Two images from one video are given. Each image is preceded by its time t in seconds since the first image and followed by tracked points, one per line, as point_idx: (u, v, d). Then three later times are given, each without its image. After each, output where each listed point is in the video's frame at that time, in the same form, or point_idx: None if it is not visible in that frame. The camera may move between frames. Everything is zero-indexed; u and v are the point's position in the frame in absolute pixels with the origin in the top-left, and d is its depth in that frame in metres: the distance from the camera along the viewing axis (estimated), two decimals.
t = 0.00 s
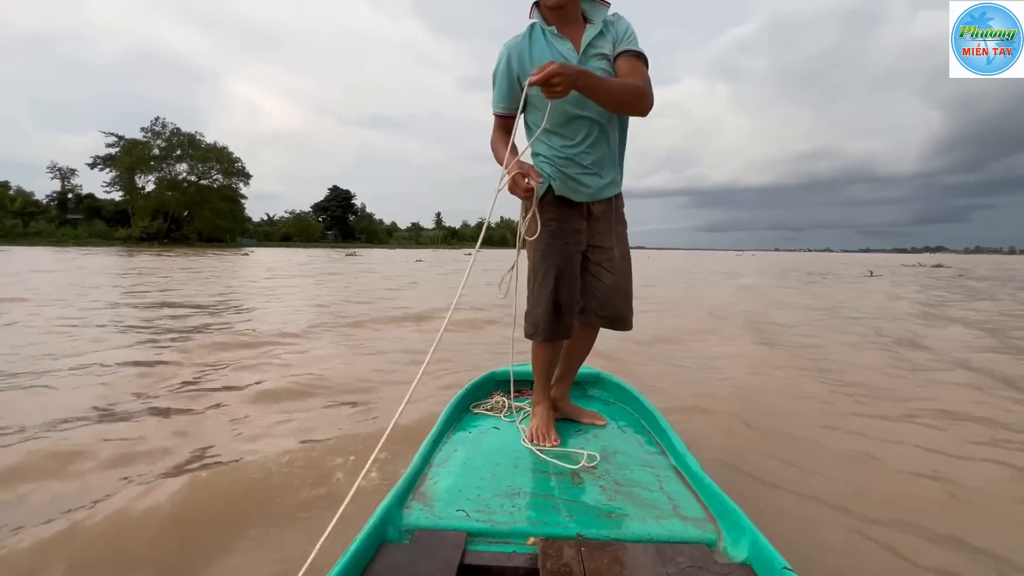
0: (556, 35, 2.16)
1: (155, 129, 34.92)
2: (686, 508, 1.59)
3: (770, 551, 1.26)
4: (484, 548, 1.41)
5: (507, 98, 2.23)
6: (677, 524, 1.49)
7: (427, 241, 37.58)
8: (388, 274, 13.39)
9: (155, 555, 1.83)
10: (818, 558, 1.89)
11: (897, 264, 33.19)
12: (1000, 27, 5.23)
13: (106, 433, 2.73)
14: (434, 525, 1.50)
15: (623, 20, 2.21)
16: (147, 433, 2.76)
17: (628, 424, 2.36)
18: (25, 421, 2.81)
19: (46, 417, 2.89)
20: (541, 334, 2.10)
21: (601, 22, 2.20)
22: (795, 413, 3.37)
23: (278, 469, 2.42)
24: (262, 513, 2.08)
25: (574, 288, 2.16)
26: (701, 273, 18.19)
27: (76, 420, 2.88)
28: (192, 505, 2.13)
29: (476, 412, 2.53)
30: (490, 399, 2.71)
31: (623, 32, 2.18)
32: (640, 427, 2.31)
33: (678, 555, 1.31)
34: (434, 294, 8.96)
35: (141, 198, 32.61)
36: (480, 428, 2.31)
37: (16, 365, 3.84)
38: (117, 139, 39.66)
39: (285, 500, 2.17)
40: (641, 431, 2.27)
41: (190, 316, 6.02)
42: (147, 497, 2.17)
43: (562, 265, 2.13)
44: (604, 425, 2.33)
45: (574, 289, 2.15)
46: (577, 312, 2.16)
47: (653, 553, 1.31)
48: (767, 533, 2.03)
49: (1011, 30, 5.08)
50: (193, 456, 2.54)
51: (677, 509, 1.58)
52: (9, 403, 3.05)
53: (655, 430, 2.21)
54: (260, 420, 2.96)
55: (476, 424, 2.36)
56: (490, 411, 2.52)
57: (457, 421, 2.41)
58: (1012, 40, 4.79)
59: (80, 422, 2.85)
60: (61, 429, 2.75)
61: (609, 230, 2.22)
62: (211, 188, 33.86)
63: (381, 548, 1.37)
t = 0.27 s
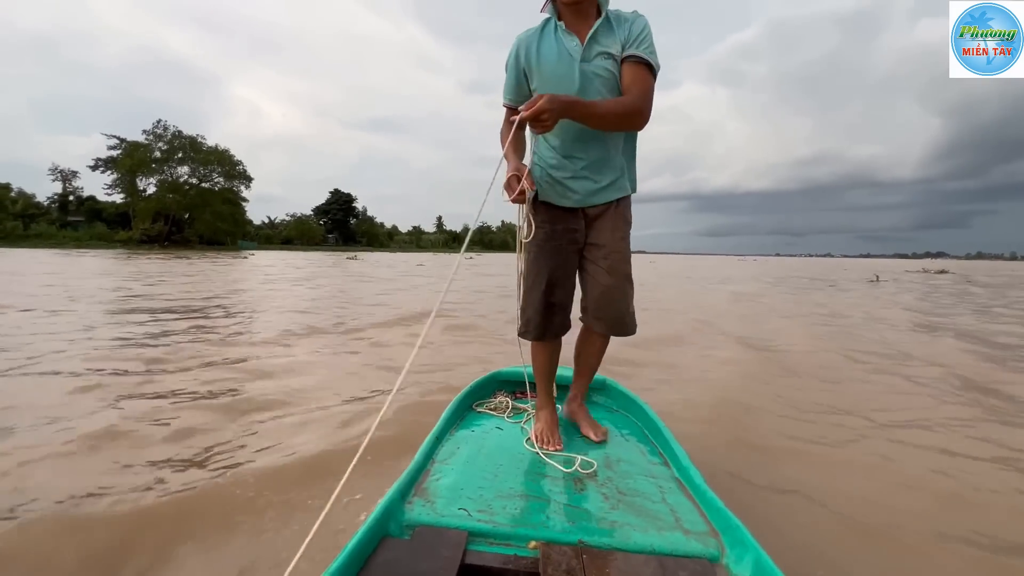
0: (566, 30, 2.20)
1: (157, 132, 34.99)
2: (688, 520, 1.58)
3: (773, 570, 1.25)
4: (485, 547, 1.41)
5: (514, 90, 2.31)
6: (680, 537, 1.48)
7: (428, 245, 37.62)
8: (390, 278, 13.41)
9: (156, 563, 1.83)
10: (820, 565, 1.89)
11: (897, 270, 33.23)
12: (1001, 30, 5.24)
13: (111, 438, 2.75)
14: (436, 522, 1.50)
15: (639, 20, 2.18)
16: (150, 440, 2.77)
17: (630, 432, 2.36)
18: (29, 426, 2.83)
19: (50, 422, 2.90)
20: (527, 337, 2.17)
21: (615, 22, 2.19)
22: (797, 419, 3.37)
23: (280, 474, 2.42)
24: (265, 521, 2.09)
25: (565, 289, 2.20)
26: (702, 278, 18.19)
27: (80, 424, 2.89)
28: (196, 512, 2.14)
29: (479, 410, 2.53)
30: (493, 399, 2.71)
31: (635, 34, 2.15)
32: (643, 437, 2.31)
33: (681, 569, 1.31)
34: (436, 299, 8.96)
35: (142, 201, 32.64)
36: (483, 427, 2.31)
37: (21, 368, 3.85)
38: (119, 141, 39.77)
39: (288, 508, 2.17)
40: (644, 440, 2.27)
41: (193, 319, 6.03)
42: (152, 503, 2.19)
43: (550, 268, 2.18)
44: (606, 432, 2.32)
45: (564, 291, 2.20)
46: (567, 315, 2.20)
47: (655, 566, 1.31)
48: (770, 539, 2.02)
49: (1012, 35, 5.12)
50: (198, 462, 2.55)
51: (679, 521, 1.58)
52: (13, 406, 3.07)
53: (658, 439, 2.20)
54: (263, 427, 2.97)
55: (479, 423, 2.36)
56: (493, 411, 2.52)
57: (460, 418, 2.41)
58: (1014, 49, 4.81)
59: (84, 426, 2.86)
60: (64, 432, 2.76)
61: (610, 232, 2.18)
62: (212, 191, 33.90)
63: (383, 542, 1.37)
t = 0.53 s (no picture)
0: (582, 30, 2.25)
1: (159, 133, 35.04)
2: (688, 525, 1.57)
3: None
4: (484, 543, 1.40)
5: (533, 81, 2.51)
6: (679, 541, 1.48)
7: (429, 248, 37.63)
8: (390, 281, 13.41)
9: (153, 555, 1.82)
10: (820, 566, 1.87)
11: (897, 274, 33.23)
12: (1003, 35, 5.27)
13: (110, 431, 2.74)
14: (436, 515, 1.49)
15: (654, 28, 2.12)
16: (148, 433, 2.76)
17: (630, 434, 2.35)
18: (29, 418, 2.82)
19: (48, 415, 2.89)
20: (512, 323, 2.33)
21: (629, 28, 2.16)
22: (797, 421, 3.36)
23: (278, 468, 2.41)
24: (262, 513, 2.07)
25: (550, 276, 2.29)
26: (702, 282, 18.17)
27: (78, 418, 2.88)
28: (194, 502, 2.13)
29: (479, 404, 2.52)
30: (493, 393, 2.70)
31: (642, 44, 2.11)
32: (643, 439, 2.30)
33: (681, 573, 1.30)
34: (436, 301, 8.96)
35: (143, 201, 32.64)
36: (483, 421, 2.30)
37: (20, 364, 3.84)
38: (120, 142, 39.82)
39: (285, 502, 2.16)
40: (644, 442, 2.26)
41: (193, 318, 6.02)
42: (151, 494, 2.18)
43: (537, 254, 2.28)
44: (606, 433, 2.32)
45: (550, 277, 2.28)
46: (551, 301, 2.28)
47: (654, 569, 1.30)
48: (770, 541, 2.01)
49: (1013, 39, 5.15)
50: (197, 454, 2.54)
51: (679, 526, 1.57)
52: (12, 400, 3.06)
53: (658, 442, 2.19)
54: (262, 421, 2.96)
55: (478, 418, 2.35)
56: (492, 406, 2.51)
57: (460, 412, 2.40)
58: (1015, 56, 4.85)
59: (82, 419, 2.85)
60: (62, 426, 2.75)
61: (598, 229, 2.16)
62: (213, 193, 33.91)
63: (383, 534, 1.37)
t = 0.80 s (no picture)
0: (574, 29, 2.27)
1: (160, 134, 35.06)
2: (692, 523, 1.57)
3: None
4: (489, 538, 1.39)
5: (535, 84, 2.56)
6: (683, 539, 1.47)
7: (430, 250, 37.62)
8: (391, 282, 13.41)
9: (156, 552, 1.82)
10: (823, 565, 1.87)
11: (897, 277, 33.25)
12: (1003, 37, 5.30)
13: (114, 430, 2.74)
14: (441, 510, 1.49)
15: (642, 22, 2.08)
16: (149, 432, 2.76)
17: (633, 432, 2.34)
18: (33, 418, 2.83)
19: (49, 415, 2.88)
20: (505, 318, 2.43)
21: (618, 22, 2.14)
22: (800, 421, 3.36)
23: (280, 468, 2.41)
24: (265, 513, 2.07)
25: (536, 276, 2.36)
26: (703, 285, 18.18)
27: (80, 418, 2.87)
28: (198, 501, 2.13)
29: (483, 402, 2.51)
30: (496, 391, 2.70)
31: (630, 39, 2.08)
32: (646, 438, 2.29)
33: (685, 571, 1.30)
34: (437, 302, 8.96)
35: (144, 202, 32.65)
36: (486, 419, 2.29)
37: (21, 364, 3.84)
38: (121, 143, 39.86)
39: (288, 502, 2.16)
40: (647, 441, 2.26)
41: (194, 319, 6.02)
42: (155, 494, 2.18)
43: (525, 254, 2.37)
44: (608, 432, 2.31)
45: (535, 279, 2.36)
46: (534, 299, 2.35)
47: (659, 566, 1.30)
48: (774, 540, 2.00)
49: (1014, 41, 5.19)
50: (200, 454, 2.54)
51: (682, 524, 1.56)
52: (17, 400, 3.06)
53: (661, 442, 2.19)
54: (266, 422, 2.96)
55: (482, 415, 2.34)
56: (495, 403, 2.50)
57: (464, 409, 2.39)
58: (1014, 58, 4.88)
59: (83, 420, 2.84)
60: (64, 427, 2.74)
61: (593, 228, 2.16)
62: (214, 194, 33.93)
63: (389, 528, 1.36)
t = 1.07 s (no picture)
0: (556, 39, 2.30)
1: (160, 136, 35.07)
2: (689, 516, 1.56)
3: (775, 564, 1.23)
4: (486, 545, 1.39)
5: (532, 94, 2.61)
6: (680, 533, 1.46)
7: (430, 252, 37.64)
8: (390, 283, 13.41)
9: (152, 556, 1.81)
10: (822, 564, 1.87)
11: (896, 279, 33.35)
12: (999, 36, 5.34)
13: (110, 434, 2.72)
14: (438, 521, 1.48)
15: (615, 22, 2.07)
16: (147, 435, 2.75)
17: (630, 430, 2.34)
18: (29, 422, 2.81)
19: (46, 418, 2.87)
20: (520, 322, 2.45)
21: (593, 26, 2.14)
22: (797, 423, 3.36)
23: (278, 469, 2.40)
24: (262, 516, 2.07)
25: (547, 281, 2.36)
26: (701, 286, 18.20)
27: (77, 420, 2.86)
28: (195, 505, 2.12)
29: (478, 410, 2.51)
30: (492, 398, 2.69)
31: (605, 41, 2.07)
32: (643, 435, 2.29)
33: (682, 564, 1.30)
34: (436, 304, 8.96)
35: (143, 203, 32.64)
36: (483, 426, 2.28)
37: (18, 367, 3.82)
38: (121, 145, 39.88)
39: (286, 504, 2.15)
40: (644, 438, 2.25)
41: (193, 321, 6.01)
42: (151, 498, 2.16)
43: (536, 259, 2.38)
44: (606, 431, 2.30)
45: (546, 283, 2.36)
46: (544, 304, 2.35)
47: (656, 562, 1.30)
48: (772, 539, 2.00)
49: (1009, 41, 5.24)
50: (197, 458, 2.53)
51: (679, 517, 1.56)
52: (12, 404, 3.05)
53: (658, 437, 2.18)
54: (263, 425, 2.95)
55: (478, 423, 2.33)
56: (491, 410, 2.49)
57: (460, 419, 2.38)
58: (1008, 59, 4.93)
59: (80, 422, 2.83)
60: (61, 429, 2.73)
61: (584, 229, 2.16)
62: (214, 195, 33.94)
63: (385, 541, 1.35)
